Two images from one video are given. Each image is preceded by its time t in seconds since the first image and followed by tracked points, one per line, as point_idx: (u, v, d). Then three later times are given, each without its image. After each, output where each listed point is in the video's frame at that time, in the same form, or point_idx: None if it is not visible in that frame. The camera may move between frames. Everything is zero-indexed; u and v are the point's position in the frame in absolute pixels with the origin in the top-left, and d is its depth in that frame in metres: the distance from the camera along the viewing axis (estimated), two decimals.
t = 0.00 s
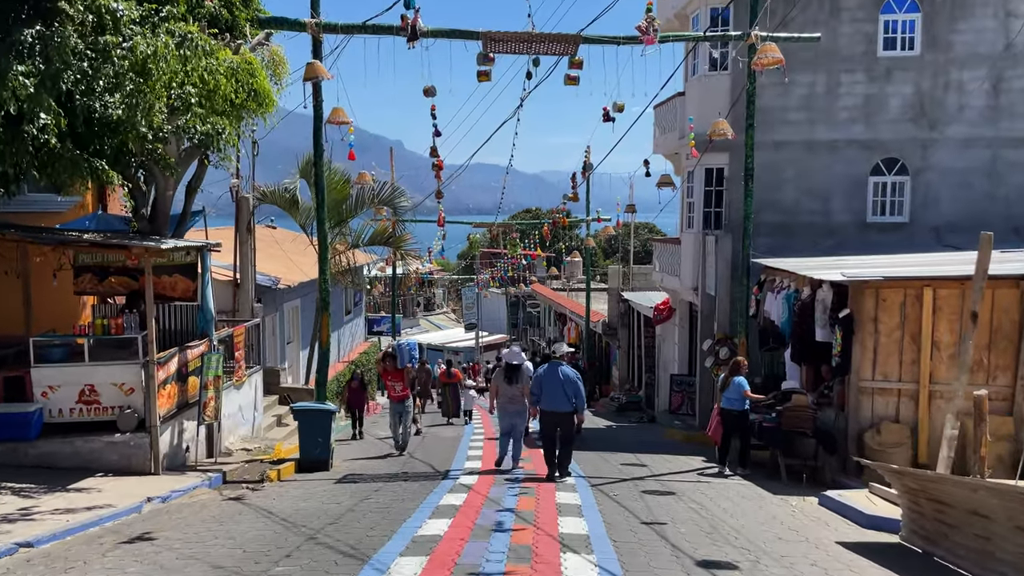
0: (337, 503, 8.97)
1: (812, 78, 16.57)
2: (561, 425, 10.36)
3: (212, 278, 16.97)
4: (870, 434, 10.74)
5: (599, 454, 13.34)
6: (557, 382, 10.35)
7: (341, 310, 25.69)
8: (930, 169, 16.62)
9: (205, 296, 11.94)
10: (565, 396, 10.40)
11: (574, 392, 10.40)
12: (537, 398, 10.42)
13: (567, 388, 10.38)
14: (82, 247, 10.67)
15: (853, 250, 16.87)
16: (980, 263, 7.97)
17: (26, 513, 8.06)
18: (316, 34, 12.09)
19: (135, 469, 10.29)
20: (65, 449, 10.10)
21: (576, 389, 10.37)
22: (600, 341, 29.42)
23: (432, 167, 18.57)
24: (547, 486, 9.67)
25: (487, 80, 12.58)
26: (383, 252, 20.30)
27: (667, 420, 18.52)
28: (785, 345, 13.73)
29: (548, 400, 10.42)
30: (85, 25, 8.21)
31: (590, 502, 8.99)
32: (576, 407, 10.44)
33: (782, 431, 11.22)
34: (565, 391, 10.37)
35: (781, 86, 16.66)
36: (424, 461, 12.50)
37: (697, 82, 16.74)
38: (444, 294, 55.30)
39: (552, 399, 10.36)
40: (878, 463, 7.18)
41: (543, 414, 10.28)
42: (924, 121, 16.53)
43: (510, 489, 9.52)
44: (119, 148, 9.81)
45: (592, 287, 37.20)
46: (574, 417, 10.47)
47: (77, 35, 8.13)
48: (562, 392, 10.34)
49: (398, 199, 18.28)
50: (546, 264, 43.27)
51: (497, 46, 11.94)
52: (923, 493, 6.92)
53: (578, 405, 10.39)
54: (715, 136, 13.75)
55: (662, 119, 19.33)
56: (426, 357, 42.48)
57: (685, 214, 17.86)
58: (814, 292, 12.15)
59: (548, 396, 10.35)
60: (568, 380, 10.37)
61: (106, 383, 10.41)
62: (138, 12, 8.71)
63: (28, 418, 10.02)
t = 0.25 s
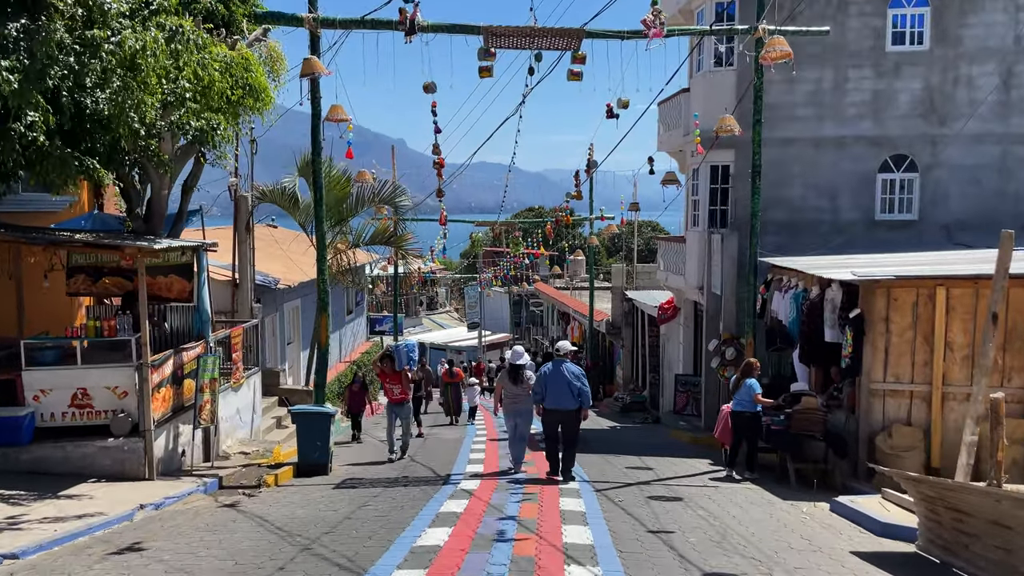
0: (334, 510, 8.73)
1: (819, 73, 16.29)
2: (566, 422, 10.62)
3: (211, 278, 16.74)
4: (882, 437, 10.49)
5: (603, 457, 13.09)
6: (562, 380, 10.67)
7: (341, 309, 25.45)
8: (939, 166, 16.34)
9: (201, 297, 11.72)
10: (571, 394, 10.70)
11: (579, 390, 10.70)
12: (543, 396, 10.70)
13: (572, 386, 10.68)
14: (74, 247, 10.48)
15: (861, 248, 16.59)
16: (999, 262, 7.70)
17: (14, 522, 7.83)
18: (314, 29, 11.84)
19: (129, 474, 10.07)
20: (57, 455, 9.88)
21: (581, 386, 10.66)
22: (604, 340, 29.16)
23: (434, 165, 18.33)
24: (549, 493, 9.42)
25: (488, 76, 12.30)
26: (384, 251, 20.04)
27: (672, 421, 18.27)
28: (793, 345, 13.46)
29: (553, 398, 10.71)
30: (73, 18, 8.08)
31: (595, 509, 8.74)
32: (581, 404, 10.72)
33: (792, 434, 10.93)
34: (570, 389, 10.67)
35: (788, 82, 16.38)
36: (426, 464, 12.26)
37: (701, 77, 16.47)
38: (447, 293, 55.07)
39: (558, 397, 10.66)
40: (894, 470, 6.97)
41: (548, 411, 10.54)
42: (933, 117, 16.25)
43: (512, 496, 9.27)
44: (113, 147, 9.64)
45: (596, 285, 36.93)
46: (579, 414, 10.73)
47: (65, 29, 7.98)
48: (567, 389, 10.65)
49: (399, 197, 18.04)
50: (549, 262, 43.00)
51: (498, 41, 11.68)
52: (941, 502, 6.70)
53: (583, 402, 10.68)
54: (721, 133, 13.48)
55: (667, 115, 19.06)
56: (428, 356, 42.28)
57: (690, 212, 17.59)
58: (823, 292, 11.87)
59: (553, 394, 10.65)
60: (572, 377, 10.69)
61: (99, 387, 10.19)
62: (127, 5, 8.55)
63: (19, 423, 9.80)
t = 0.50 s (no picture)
0: (327, 515, 8.46)
1: (823, 67, 16.00)
2: (561, 425, 10.52)
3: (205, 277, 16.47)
4: (891, 437, 10.21)
5: (603, 459, 12.81)
6: (556, 382, 10.53)
7: (339, 309, 25.18)
8: (945, 161, 16.06)
9: (193, 295, 11.47)
10: (565, 396, 10.56)
11: (574, 392, 10.54)
12: (537, 399, 10.60)
13: (566, 388, 10.52)
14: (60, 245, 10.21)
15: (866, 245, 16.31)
16: (1015, 259, 7.36)
17: None
18: (307, 21, 11.54)
19: (117, 478, 9.79)
20: (42, 458, 9.61)
21: (575, 389, 10.51)
22: (605, 339, 28.89)
23: (431, 162, 18.05)
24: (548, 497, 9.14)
25: (486, 69, 11.99)
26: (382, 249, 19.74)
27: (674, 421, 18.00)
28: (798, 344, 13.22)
29: (548, 401, 10.61)
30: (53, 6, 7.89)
31: (595, 514, 8.46)
32: (576, 406, 10.59)
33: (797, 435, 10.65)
34: (564, 391, 10.52)
35: (791, 76, 16.10)
36: (423, 466, 11.99)
37: (703, 72, 16.19)
38: (447, 292, 54.77)
39: (552, 399, 10.55)
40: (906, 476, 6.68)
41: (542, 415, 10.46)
42: (939, 111, 15.97)
43: (510, 500, 9.00)
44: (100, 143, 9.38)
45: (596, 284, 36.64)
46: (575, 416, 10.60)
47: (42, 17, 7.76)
48: (561, 392, 10.53)
49: (397, 194, 17.77)
50: (549, 261, 42.71)
51: (496, 33, 11.40)
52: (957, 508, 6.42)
53: (578, 404, 10.54)
54: (724, 127, 13.19)
55: (668, 111, 18.78)
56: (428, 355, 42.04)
57: (692, 208, 17.31)
58: (828, 289, 11.61)
59: (548, 397, 10.55)
60: (567, 379, 10.53)
61: (87, 388, 9.91)
62: None
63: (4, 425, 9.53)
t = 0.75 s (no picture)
0: (316, 522, 8.18)
1: (826, 63, 15.72)
2: (558, 425, 10.37)
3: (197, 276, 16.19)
4: (898, 440, 9.94)
5: (603, 461, 12.54)
6: (553, 381, 10.38)
7: (336, 309, 24.90)
8: (951, 158, 15.78)
9: (182, 295, 11.21)
10: (562, 395, 10.42)
11: (571, 391, 10.43)
12: (534, 398, 10.44)
13: (564, 387, 10.39)
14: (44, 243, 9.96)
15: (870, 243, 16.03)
16: None
17: None
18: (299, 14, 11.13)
19: (101, 484, 9.52)
20: (25, 463, 9.35)
21: (572, 388, 10.39)
22: (605, 339, 28.59)
23: (428, 159, 17.77)
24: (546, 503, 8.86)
25: (482, 63, 11.75)
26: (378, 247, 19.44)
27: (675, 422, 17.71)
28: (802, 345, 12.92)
29: (545, 400, 10.45)
30: None
31: (594, 520, 8.19)
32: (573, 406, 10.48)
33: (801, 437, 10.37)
34: (562, 390, 10.39)
35: (794, 72, 15.81)
36: (418, 470, 11.70)
37: (703, 67, 15.91)
38: (446, 292, 54.46)
39: (549, 398, 10.40)
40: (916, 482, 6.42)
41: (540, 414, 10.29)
42: (944, 107, 15.69)
43: (506, 506, 8.73)
44: (85, 138, 9.25)
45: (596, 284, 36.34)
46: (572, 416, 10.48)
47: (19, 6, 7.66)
48: (558, 391, 10.38)
49: (393, 192, 17.48)
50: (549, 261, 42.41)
51: (491, 27, 11.10)
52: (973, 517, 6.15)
53: (575, 404, 10.43)
54: (725, 123, 12.90)
55: (668, 107, 18.50)
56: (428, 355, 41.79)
57: (693, 206, 17.03)
58: (833, 288, 11.34)
59: (544, 396, 10.39)
60: (564, 378, 10.40)
61: (71, 391, 9.63)
62: None
63: None
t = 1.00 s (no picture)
0: (305, 533, 7.89)
1: (829, 60, 15.45)
2: (559, 432, 10.50)
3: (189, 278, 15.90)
4: (906, 446, 9.64)
5: (603, 467, 12.26)
6: (556, 389, 10.52)
7: (332, 310, 24.62)
8: (956, 157, 15.51)
9: (170, 298, 10.92)
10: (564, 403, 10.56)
11: (573, 399, 10.59)
12: (535, 405, 10.54)
13: (566, 395, 10.54)
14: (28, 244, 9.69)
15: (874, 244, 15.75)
16: None
17: None
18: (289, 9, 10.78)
19: (85, 492, 9.24)
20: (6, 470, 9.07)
21: (574, 395, 10.53)
22: (604, 340, 28.32)
23: (424, 159, 17.49)
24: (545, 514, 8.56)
25: (478, 59, 11.49)
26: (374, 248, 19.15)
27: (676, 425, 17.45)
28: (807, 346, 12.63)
29: (546, 407, 10.55)
30: None
31: (594, 531, 7.91)
32: (574, 413, 10.63)
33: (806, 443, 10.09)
34: (563, 398, 10.52)
35: (796, 69, 15.54)
36: (414, 477, 11.41)
37: (705, 65, 15.64)
38: (445, 293, 54.17)
39: (551, 406, 10.51)
40: (929, 493, 6.13)
41: (542, 421, 10.40)
42: (950, 105, 15.42)
43: (504, 515, 8.45)
44: (70, 137, 9.07)
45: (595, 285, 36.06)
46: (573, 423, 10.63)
47: None
48: (560, 398, 10.49)
49: (389, 192, 17.20)
50: (548, 261, 42.10)
51: (488, 23, 10.83)
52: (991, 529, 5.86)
53: (576, 411, 10.59)
54: (727, 120, 12.61)
55: (668, 106, 18.23)
56: (426, 357, 41.51)
57: (693, 206, 16.74)
58: (838, 290, 11.06)
59: (547, 403, 10.50)
60: (566, 386, 10.55)
61: (54, 396, 9.32)
62: None
63: None
